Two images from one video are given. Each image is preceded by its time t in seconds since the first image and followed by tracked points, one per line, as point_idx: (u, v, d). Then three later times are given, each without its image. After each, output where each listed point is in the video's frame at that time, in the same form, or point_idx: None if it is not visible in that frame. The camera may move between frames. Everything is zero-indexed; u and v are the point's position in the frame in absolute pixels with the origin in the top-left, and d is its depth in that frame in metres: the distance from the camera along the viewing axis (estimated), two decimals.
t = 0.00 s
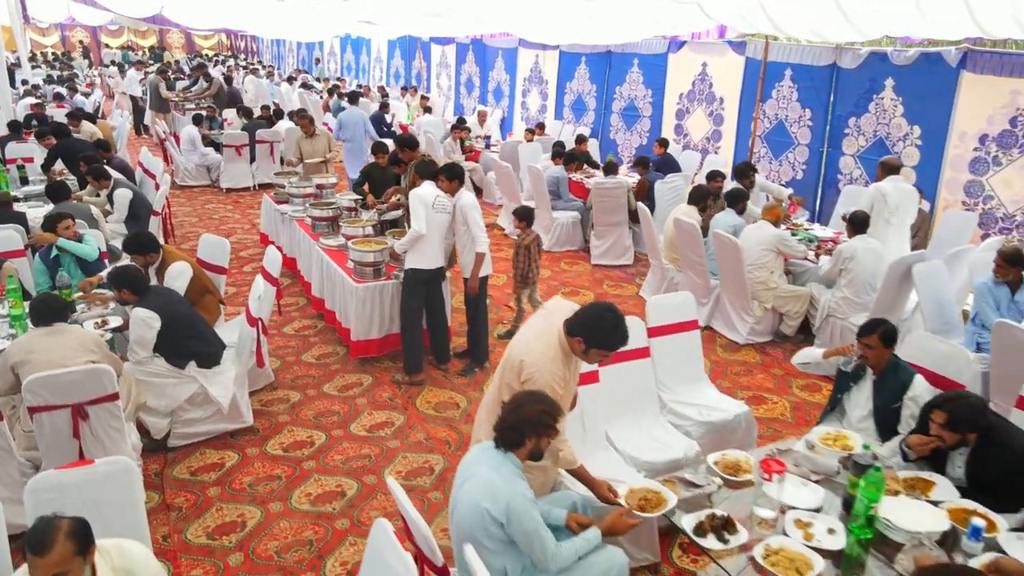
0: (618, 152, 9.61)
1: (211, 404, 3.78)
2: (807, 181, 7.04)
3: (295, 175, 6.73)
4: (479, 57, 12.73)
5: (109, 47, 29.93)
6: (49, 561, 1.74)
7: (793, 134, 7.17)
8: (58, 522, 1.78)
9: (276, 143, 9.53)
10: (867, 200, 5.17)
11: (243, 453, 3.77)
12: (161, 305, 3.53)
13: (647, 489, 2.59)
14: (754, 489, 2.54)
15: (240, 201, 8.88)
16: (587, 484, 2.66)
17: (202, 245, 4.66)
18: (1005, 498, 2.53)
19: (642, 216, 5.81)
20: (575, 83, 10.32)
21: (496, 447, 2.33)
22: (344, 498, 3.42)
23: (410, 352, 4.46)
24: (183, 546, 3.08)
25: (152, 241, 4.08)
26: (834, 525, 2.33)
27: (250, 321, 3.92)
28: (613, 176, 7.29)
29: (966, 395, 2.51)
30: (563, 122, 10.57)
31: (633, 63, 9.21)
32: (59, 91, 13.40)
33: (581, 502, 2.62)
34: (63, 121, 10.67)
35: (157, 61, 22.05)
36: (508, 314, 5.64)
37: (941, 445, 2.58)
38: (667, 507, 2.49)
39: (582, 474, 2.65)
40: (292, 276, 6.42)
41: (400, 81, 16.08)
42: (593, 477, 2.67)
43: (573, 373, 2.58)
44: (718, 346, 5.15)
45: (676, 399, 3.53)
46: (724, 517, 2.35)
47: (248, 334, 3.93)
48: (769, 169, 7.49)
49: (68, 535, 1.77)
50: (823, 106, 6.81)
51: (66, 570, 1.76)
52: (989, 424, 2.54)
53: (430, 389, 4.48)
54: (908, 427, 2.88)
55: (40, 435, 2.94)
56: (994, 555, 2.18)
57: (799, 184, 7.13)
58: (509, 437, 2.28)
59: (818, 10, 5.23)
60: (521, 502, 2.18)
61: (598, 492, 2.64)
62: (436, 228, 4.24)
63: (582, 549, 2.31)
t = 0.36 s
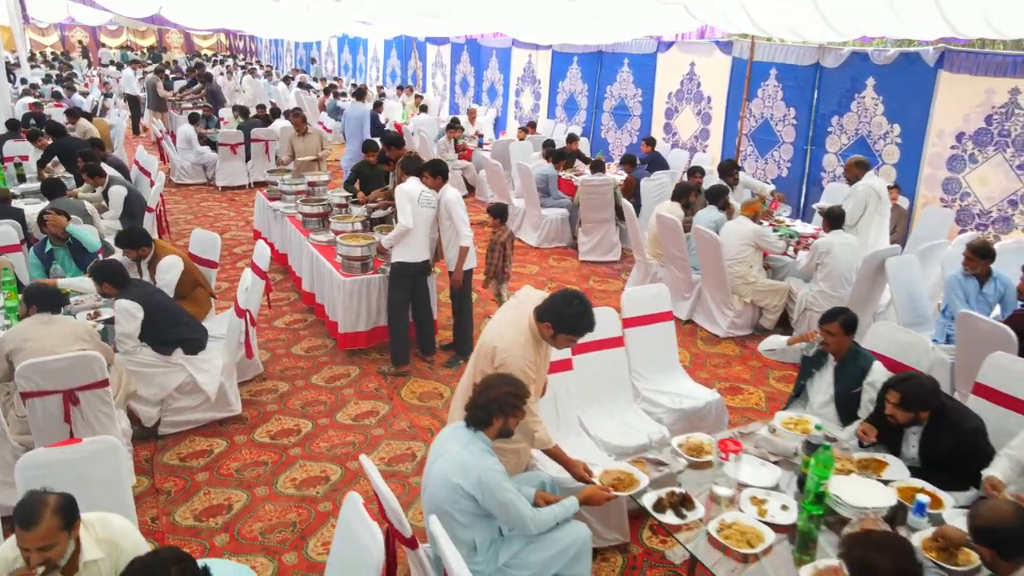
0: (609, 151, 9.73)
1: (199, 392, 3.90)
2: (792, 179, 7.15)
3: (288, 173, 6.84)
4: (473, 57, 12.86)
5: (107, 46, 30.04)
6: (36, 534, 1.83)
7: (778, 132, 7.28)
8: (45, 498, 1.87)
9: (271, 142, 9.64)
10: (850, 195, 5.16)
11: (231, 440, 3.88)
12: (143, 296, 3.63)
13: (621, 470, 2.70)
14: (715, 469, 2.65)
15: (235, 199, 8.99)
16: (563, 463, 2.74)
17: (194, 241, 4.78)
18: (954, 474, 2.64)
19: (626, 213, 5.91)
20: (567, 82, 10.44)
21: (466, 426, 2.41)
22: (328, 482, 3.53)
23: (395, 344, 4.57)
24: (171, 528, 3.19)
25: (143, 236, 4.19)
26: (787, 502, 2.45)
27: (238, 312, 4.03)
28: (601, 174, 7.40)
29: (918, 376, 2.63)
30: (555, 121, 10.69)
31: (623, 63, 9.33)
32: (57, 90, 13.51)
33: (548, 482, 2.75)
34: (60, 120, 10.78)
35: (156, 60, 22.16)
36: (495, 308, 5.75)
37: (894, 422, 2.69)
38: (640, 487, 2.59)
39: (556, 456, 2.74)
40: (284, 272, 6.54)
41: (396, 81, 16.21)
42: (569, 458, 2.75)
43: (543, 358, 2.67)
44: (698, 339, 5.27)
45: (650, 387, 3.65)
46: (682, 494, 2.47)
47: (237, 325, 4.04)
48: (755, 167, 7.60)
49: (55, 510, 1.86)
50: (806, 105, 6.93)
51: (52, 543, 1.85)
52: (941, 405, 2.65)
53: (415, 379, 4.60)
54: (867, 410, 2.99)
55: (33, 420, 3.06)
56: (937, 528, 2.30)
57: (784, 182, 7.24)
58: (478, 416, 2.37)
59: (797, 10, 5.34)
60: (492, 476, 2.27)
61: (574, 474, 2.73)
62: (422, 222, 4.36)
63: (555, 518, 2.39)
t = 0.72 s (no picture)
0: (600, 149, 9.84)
1: (188, 382, 4.02)
2: (778, 177, 7.26)
3: (280, 170, 6.95)
4: (468, 56, 12.98)
5: (107, 46, 30.14)
6: (26, 500, 1.95)
7: (764, 131, 7.39)
8: (36, 468, 1.98)
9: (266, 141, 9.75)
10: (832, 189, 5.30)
11: (220, 429, 4.00)
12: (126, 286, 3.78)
13: (596, 452, 2.77)
14: (678, 450, 2.76)
15: (230, 197, 9.10)
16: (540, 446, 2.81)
17: (186, 236, 4.89)
18: (914, 447, 2.79)
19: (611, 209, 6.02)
20: (560, 82, 10.55)
21: (441, 408, 2.52)
22: (312, 468, 3.65)
23: (381, 337, 4.69)
24: (159, 511, 3.31)
25: (135, 230, 4.29)
26: (745, 481, 2.56)
27: (227, 304, 4.14)
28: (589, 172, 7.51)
29: (890, 349, 2.77)
30: (548, 120, 10.80)
31: (614, 62, 9.44)
32: (55, 90, 13.61)
33: (520, 464, 2.88)
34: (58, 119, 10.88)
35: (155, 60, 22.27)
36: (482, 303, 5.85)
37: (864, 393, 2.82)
38: (613, 467, 2.69)
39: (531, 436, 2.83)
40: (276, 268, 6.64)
41: (393, 80, 16.32)
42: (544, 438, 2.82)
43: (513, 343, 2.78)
44: (679, 333, 5.38)
45: (625, 374, 3.77)
46: (645, 474, 2.59)
47: (225, 317, 4.14)
48: (742, 165, 7.71)
49: (45, 480, 1.98)
50: (790, 104, 7.04)
51: (41, 510, 1.97)
52: (908, 379, 2.80)
53: (401, 370, 4.72)
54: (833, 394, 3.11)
55: (26, 406, 3.17)
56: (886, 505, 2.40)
57: (770, 179, 7.35)
58: (451, 399, 2.47)
59: (777, 11, 5.44)
60: (464, 454, 2.37)
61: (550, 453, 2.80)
62: (407, 217, 4.47)
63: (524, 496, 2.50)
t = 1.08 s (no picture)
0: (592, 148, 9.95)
1: (178, 372, 4.13)
2: (763, 175, 7.36)
3: (273, 169, 7.05)
4: (463, 56, 13.09)
5: (105, 46, 30.24)
6: (17, 470, 2.06)
7: (750, 129, 7.49)
8: (27, 442, 2.09)
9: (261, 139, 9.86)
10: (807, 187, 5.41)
11: (208, 418, 4.11)
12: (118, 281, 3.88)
13: (566, 436, 2.86)
14: (644, 434, 2.86)
15: (225, 195, 9.20)
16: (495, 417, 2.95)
17: (177, 232, 4.99)
18: (881, 422, 2.95)
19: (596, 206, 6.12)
20: (552, 81, 10.66)
21: (417, 391, 2.62)
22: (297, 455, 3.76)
23: (367, 330, 4.80)
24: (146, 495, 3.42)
25: (126, 226, 4.39)
26: (706, 463, 2.66)
27: (216, 297, 4.24)
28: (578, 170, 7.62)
29: (867, 327, 2.94)
30: (541, 119, 10.91)
31: (605, 62, 9.55)
32: (53, 89, 13.71)
33: (494, 447, 2.96)
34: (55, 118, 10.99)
35: (153, 59, 22.36)
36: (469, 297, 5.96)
37: (839, 368, 2.98)
38: (583, 450, 2.78)
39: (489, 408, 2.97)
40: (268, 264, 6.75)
41: (389, 80, 16.43)
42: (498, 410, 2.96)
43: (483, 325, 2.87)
44: (661, 327, 5.49)
45: (601, 365, 3.88)
46: (610, 456, 2.69)
47: (213, 310, 4.25)
48: (729, 163, 7.81)
49: (36, 452, 2.09)
50: (776, 103, 7.14)
51: (32, 480, 2.08)
52: (880, 356, 2.96)
53: (387, 363, 4.83)
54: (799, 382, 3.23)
55: (18, 393, 3.28)
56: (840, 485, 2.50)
57: (755, 177, 7.45)
58: (427, 383, 2.56)
59: (759, 11, 5.55)
60: (437, 437, 2.47)
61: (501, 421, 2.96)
62: (390, 214, 4.57)
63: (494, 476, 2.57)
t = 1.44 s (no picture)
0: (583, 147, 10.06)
1: (169, 363, 4.24)
2: (749, 173, 7.47)
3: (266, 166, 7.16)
4: (458, 56, 13.20)
5: (104, 46, 30.36)
6: (8, 448, 2.16)
7: (737, 128, 7.59)
8: (18, 421, 2.20)
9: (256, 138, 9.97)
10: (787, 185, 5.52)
11: (198, 408, 4.21)
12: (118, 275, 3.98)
13: (539, 421, 2.96)
14: (613, 419, 2.98)
15: (220, 193, 9.32)
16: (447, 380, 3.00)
17: (170, 227, 5.10)
18: (844, 409, 3.01)
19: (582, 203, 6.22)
20: (545, 81, 10.77)
21: (394, 378, 2.72)
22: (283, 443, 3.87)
23: (355, 324, 4.91)
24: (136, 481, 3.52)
25: (119, 221, 4.50)
26: (671, 446, 2.77)
27: (206, 290, 4.34)
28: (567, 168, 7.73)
29: (836, 316, 2.99)
30: (534, 118, 11.02)
31: (596, 62, 9.66)
32: (52, 88, 13.83)
33: (469, 432, 3.05)
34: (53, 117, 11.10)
35: (151, 59, 22.46)
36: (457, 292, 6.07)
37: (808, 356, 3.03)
38: (554, 433, 2.89)
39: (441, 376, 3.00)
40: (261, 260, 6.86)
41: (385, 79, 16.55)
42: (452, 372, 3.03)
43: (446, 298, 3.01)
44: (644, 321, 5.59)
45: (580, 356, 3.99)
46: (579, 440, 2.79)
47: (203, 302, 4.35)
48: (716, 161, 7.93)
49: (26, 431, 2.20)
50: (761, 102, 7.25)
51: (22, 457, 2.19)
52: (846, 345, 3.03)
53: (374, 355, 4.94)
54: (767, 371, 3.31)
55: (11, 381, 3.39)
56: (798, 467, 2.61)
57: (742, 175, 7.55)
58: (406, 370, 2.64)
59: (741, 12, 5.65)
60: (412, 422, 2.57)
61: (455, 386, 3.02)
62: (373, 210, 4.68)
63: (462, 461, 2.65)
